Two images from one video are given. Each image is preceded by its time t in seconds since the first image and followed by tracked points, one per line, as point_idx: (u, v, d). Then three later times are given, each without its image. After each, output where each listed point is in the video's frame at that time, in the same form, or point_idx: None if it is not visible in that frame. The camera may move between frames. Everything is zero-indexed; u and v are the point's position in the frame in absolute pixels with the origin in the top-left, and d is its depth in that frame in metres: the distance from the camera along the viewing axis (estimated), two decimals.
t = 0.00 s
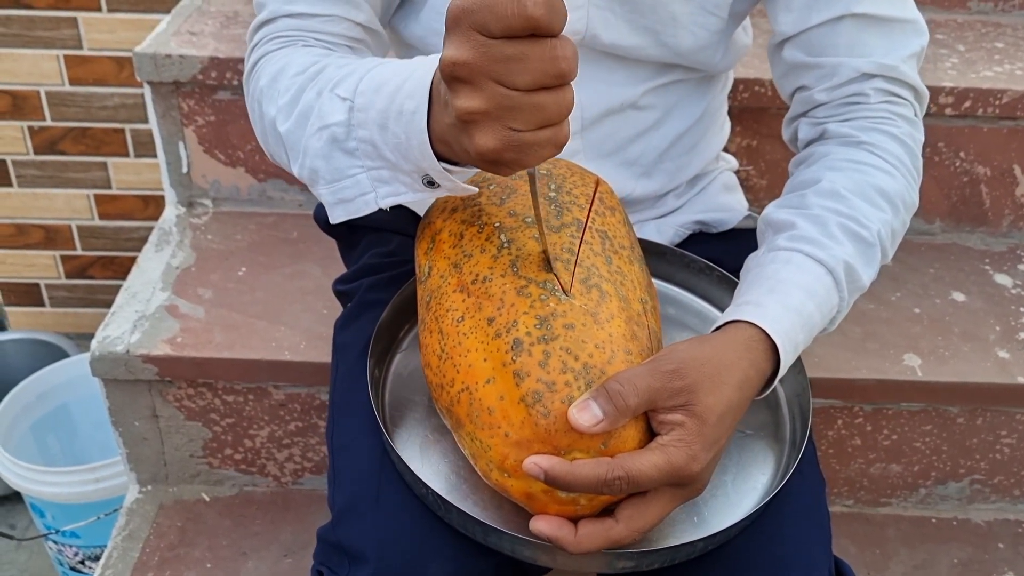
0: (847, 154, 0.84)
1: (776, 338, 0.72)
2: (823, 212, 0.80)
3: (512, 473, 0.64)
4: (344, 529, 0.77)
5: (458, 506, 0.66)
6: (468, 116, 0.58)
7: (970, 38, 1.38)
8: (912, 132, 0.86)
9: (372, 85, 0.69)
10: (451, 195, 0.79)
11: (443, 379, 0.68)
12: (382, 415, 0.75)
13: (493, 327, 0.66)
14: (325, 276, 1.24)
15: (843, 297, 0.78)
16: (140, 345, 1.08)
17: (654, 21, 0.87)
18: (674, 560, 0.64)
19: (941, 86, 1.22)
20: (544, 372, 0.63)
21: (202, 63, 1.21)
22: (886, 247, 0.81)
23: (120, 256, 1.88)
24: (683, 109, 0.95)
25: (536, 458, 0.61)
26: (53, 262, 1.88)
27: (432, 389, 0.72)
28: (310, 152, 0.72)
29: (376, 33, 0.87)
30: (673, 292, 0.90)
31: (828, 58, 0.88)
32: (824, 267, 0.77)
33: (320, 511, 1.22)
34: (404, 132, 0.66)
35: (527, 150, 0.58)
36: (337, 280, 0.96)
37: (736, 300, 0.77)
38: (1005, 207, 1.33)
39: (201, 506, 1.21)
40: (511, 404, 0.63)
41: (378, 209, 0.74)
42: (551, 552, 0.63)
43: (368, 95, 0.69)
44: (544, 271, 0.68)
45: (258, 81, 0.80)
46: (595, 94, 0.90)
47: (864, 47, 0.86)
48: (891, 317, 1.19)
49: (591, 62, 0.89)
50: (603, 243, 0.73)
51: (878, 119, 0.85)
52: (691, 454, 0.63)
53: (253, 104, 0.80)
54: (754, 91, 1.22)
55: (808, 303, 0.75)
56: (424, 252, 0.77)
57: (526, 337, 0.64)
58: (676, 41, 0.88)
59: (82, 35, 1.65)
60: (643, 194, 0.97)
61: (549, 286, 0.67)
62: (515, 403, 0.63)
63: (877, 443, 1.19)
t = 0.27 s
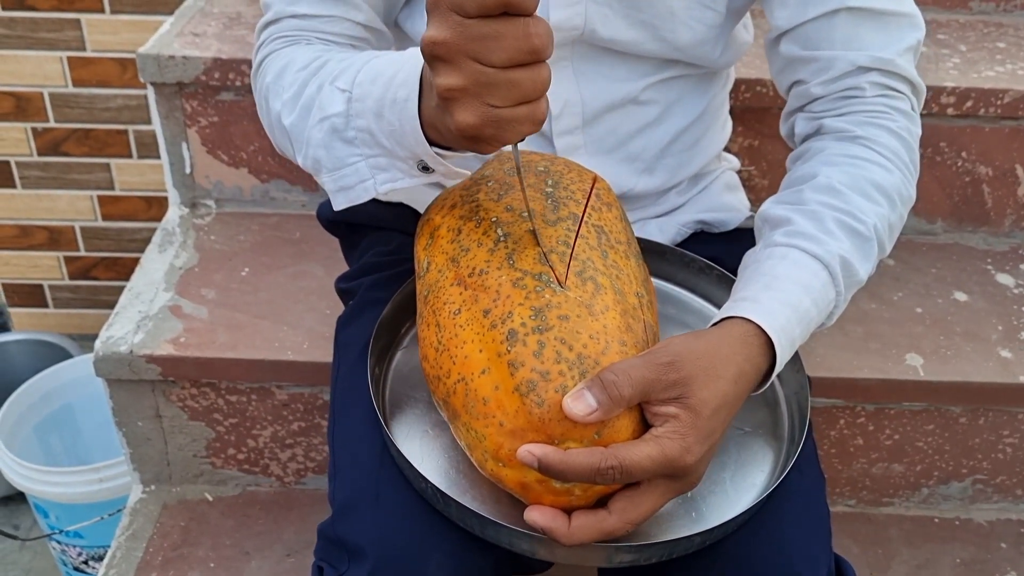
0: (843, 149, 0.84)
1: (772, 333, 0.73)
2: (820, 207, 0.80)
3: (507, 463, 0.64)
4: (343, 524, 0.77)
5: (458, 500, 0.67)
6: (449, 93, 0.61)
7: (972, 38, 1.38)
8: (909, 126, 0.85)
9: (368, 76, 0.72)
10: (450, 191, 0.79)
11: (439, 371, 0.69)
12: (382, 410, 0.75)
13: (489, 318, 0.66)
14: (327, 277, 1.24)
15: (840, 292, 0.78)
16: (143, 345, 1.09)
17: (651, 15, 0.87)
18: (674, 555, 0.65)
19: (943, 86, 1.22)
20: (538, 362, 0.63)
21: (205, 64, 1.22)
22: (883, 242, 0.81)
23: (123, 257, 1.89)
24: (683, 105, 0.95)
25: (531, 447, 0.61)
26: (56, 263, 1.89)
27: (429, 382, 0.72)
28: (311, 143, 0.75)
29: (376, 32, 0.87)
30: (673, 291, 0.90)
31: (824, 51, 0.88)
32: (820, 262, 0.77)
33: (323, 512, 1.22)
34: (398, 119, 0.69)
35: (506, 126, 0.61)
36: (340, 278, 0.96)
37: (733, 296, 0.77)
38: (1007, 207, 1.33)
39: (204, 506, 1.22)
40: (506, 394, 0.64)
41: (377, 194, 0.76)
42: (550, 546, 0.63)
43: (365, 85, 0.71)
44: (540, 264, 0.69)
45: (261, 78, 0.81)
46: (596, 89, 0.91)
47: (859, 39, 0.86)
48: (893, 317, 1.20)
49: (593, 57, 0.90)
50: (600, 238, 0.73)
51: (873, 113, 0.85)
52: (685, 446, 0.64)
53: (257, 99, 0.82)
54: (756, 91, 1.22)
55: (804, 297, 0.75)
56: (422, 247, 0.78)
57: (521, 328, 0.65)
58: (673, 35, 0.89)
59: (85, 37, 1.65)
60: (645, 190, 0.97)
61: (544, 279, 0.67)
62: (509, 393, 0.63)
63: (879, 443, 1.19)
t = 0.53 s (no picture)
0: (836, 148, 0.83)
1: (764, 334, 0.73)
2: (813, 207, 0.80)
3: (497, 463, 0.65)
4: (346, 524, 0.77)
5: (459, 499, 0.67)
6: (430, 82, 0.63)
7: (974, 40, 1.38)
8: (904, 123, 0.85)
9: (359, 70, 0.74)
10: (448, 191, 0.80)
11: (433, 371, 0.69)
12: (383, 410, 0.75)
13: (481, 318, 0.67)
14: (330, 278, 1.24)
15: (833, 292, 0.78)
16: (146, 346, 1.09)
17: (647, 13, 0.87)
18: (671, 555, 0.65)
19: (945, 87, 1.22)
20: (527, 362, 0.63)
21: (208, 66, 1.22)
22: (877, 241, 0.81)
23: (126, 259, 1.89)
24: (683, 102, 0.95)
25: (520, 445, 0.62)
26: (59, 265, 1.89)
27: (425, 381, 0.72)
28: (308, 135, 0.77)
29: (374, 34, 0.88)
30: (674, 292, 0.90)
31: (816, 47, 0.87)
32: (812, 263, 0.77)
33: (325, 513, 1.23)
34: (386, 111, 0.72)
35: (485, 111, 0.63)
36: (343, 278, 0.97)
37: (727, 297, 0.77)
38: (1009, 208, 1.33)
39: (207, 506, 1.22)
40: (496, 394, 0.64)
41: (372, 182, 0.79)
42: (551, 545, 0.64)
43: (355, 79, 0.74)
44: (533, 264, 0.69)
45: (260, 75, 0.84)
46: (595, 86, 0.91)
47: (853, 36, 0.85)
48: (895, 318, 1.20)
49: (591, 54, 0.90)
50: (595, 238, 0.73)
51: (867, 110, 0.84)
52: (674, 447, 0.64)
53: (257, 95, 0.84)
54: (758, 92, 1.23)
55: (797, 298, 0.75)
56: (420, 247, 0.78)
57: (512, 328, 0.65)
58: (668, 32, 0.89)
59: (88, 39, 1.66)
60: (645, 186, 0.97)
61: (536, 280, 0.67)
62: (500, 393, 0.64)
63: (881, 444, 1.19)
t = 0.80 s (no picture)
0: (832, 146, 0.83)
1: (764, 334, 0.73)
2: (810, 206, 0.79)
3: (500, 464, 0.65)
4: (346, 523, 0.77)
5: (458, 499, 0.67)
6: (418, 91, 0.65)
7: (975, 42, 1.38)
8: (901, 119, 0.85)
9: (356, 73, 0.75)
10: (446, 193, 0.80)
11: (434, 373, 0.69)
12: (382, 410, 0.75)
13: (482, 321, 0.67)
14: (332, 280, 1.24)
15: (832, 291, 0.78)
16: (148, 347, 1.09)
17: (642, 10, 0.88)
18: (671, 555, 0.65)
19: (946, 89, 1.22)
20: (529, 364, 0.63)
21: (210, 68, 1.22)
22: (875, 237, 0.80)
23: (128, 260, 1.89)
24: (683, 101, 0.95)
25: (525, 446, 0.61)
26: (61, 266, 1.89)
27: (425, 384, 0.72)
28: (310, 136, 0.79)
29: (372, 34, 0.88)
30: (674, 292, 0.91)
31: (813, 44, 0.87)
32: (811, 262, 0.77)
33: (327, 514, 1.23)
34: (382, 115, 0.73)
35: (473, 117, 0.65)
36: (343, 279, 0.97)
37: (726, 298, 0.77)
38: (1010, 210, 1.33)
39: (208, 507, 1.22)
40: (499, 396, 0.64)
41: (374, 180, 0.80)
42: (551, 545, 0.64)
43: (352, 82, 0.75)
44: (533, 265, 0.69)
45: (263, 77, 0.85)
46: (594, 85, 0.92)
47: (848, 31, 0.85)
48: (896, 320, 1.20)
49: (590, 53, 0.91)
50: (593, 239, 0.73)
51: (864, 107, 0.84)
52: (677, 446, 0.64)
53: (262, 96, 0.85)
54: (759, 94, 1.23)
55: (796, 298, 0.75)
56: (418, 251, 0.78)
57: (513, 330, 0.65)
58: (665, 29, 0.89)
59: (90, 41, 1.66)
60: (645, 185, 0.97)
61: (536, 281, 0.68)
62: (502, 395, 0.64)
63: (882, 446, 1.19)
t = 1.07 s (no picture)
0: (830, 142, 0.83)
1: (765, 334, 0.72)
2: (809, 204, 0.79)
3: (503, 465, 0.65)
4: (345, 523, 0.77)
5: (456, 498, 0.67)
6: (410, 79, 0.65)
7: (977, 43, 1.38)
8: (899, 114, 0.84)
9: (351, 61, 0.76)
10: (446, 193, 0.80)
11: (434, 375, 0.69)
12: (381, 410, 0.75)
13: (483, 322, 0.67)
14: (333, 281, 1.24)
15: (831, 290, 0.77)
16: (150, 348, 1.09)
17: (641, 6, 0.88)
18: (670, 555, 0.65)
19: (948, 90, 1.22)
20: (532, 366, 0.63)
21: (212, 69, 1.22)
22: (875, 235, 0.80)
23: (130, 261, 1.90)
24: (683, 100, 0.95)
25: (527, 447, 0.61)
26: (63, 267, 1.90)
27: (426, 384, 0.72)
28: (307, 126, 0.80)
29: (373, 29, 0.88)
30: (674, 293, 0.91)
31: (811, 39, 0.87)
32: (811, 261, 0.76)
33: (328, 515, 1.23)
34: (376, 102, 0.74)
35: (464, 102, 0.65)
36: (345, 279, 0.97)
37: (726, 298, 0.76)
38: (1012, 211, 1.33)
39: (210, 508, 1.22)
40: (501, 397, 0.64)
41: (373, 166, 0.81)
42: (550, 546, 0.64)
43: (347, 71, 0.76)
44: (533, 266, 0.69)
45: (261, 72, 0.86)
46: (593, 82, 0.92)
47: (846, 27, 0.85)
48: (898, 321, 1.19)
49: (590, 51, 0.91)
50: (593, 239, 0.73)
51: (862, 102, 0.84)
52: (680, 446, 0.64)
53: (262, 90, 0.87)
54: (760, 95, 1.23)
55: (796, 298, 0.74)
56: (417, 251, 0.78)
57: (515, 332, 0.65)
58: (664, 25, 0.89)
59: (93, 42, 1.66)
60: (645, 183, 0.97)
61: (538, 282, 0.67)
62: (505, 396, 0.64)
63: (884, 447, 1.19)
